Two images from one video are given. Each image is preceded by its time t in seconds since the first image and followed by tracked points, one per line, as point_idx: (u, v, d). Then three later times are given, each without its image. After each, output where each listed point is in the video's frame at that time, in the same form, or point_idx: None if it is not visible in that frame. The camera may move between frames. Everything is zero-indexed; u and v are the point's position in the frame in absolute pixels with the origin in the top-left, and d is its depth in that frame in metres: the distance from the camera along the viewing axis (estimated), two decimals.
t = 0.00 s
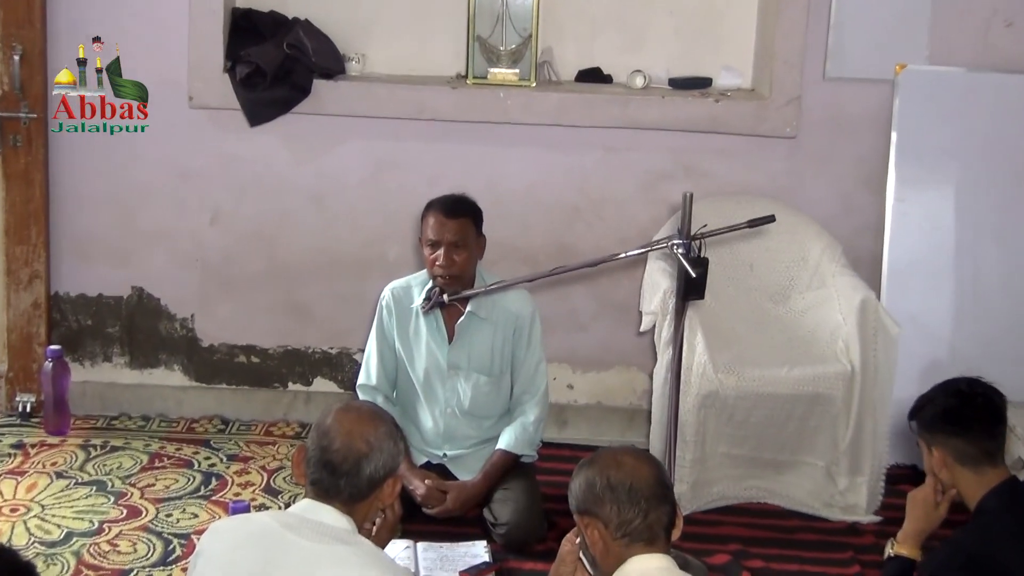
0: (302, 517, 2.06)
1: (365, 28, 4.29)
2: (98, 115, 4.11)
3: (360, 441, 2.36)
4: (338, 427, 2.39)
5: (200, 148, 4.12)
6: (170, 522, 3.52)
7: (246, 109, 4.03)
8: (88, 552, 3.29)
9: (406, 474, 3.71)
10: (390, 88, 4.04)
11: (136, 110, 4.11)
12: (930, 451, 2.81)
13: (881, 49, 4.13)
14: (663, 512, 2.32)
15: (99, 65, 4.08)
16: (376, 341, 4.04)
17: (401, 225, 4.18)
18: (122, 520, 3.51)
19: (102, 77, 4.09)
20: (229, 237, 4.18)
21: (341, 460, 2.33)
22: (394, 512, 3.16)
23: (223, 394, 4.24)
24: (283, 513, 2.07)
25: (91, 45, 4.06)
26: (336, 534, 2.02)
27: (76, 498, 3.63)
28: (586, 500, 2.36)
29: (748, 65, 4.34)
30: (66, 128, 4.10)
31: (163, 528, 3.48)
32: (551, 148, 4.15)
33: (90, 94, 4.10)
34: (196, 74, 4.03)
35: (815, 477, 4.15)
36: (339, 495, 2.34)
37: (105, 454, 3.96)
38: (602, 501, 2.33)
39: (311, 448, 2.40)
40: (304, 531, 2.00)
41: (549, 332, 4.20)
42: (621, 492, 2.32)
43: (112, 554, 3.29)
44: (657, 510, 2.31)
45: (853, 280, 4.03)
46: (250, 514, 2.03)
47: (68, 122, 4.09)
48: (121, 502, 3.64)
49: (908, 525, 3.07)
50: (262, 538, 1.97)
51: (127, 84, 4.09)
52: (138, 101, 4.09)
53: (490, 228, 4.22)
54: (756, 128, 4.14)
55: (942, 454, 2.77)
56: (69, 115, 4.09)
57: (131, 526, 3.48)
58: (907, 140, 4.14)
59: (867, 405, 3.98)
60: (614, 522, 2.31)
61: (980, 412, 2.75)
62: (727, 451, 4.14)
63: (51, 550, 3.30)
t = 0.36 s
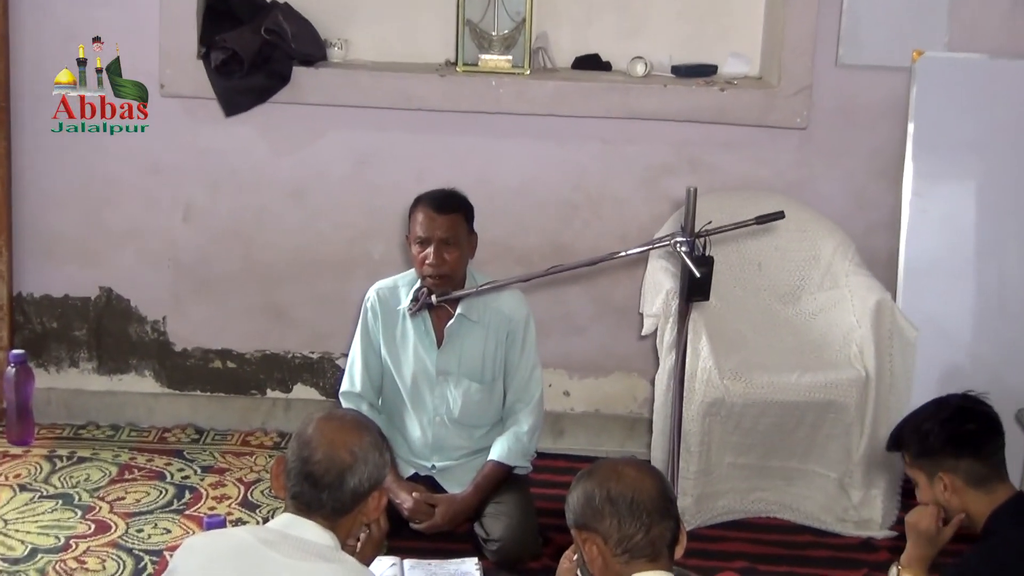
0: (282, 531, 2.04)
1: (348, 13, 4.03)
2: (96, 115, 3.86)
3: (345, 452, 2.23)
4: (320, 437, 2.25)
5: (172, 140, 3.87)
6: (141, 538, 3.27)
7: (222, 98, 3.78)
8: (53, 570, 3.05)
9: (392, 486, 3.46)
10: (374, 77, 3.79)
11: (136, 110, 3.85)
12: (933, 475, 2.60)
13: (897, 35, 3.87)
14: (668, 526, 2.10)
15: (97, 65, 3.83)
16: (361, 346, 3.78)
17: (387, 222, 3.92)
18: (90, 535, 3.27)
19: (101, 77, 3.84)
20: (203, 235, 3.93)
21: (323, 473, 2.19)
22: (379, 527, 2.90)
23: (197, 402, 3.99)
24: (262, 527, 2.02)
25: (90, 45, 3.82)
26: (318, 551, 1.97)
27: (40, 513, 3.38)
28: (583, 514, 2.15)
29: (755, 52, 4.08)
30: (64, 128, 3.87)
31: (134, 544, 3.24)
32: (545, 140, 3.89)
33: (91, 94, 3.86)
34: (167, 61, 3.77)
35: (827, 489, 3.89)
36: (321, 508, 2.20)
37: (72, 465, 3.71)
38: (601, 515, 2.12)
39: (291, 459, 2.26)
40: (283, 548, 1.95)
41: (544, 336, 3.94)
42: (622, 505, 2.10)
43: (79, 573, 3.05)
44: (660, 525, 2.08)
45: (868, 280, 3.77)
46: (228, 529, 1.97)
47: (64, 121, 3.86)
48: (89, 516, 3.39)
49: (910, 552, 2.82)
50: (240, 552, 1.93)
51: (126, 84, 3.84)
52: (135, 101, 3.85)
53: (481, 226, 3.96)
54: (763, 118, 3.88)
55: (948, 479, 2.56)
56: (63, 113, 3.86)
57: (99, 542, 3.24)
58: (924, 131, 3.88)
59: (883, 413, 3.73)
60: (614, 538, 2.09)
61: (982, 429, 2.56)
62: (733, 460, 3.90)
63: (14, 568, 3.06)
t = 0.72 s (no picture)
0: (297, 547, 1.91)
1: None
2: (97, 117, 3.64)
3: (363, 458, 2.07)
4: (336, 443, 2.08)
5: (179, 127, 3.64)
6: (146, 550, 3.05)
7: (231, 83, 3.55)
8: None
9: (414, 496, 3.21)
10: (392, 59, 3.54)
11: (136, 110, 3.63)
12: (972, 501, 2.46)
13: (954, 14, 3.60)
14: (708, 542, 1.98)
15: (98, 65, 3.61)
16: (379, 347, 3.54)
17: (406, 215, 3.68)
18: (92, 547, 3.05)
19: (102, 78, 3.62)
20: (212, 229, 3.70)
21: (340, 481, 2.04)
22: (399, 539, 2.65)
23: (206, 405, 3.76)
24: (274, 540, 1.93)
25: (92, 44, 3.60)
26: (334, 563, 1.89)
27: (40, 523, 3.17)
28: (620, 527, 2.01)
29: (800, 32, 3.81)
30: (65, 130, 3.65)
31: (139, 556, 3.02)
32: (576, 128, 3.64)
33: (90, 94, 3.64)
34: (173, 43, 3.54)
35: (877, 501, 3.66)
36: (339, 520, 2.04)
37: (74, 473, 3.48)
38: (638, 527, 1.98)
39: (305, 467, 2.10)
40: (297, 560, 1.86)
41: (574, 337, 3.70)
42: (661, 519, 1.97)
43: None
44: (701, 540, 1.96)
45: (921, 278, 3.49)
46: (239, 540, 1.89)
47: (64, 123, 3.64)
48: (92, 526, 3.17)
49: None
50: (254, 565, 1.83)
51: (127, 85, 3.62)
52: (137, 102, 3.62)
53: (507, 220, 3.71)
54: (808, 105, 3.61)
55: (987, 504, 2.44)
56: (64, 114, 3.64)
57: (103, 554, 3.03)
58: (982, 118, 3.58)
59: (938, 420, 3.47)
60: (651, 554, 1.96)
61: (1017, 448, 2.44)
62: (777, 469, 3.67)
63: None
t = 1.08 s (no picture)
0: (325, 564, 1.76)
1: None
2: (98, 116, 3.44)
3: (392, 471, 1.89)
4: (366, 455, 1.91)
5: (202, 117, 3.42)
6: (165, 567, 2.82)
7: (258, 70, 3.33)
8: None
9: (449, 508, 2.92)
10: (430, 44, 3.32)
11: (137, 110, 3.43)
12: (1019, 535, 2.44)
13: None
14: (767, 560, 1.77)
15: (99, 65, 3.41)
16: (411, 350, 3.19)
17: (444, 211, 3.45)
18: (106, 564, 2.83)
19: (102, 78, 3.41)
20: (236, 225, 3.48)
21: (371, 494, 1.86)
22: (434, 554, 2.33)
23: (229, 413, 3.53)
24: (299, 558, 1.79)
25: (90, 44, 3.39)
26: None
27: (52, 538, 2.94)
28: (671, 544, 1.81)
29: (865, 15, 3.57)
30: (66, 130, 3.45)
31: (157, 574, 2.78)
32: (625, 118, 3.41)
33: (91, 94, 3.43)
34: (197, 26, 3.32)
35: (946, 515, 3.35)
36: (368, 535, 1.87)
37: (88, 484, 3.26)
38: (690, 544, 1.78)
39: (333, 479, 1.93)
40: None
41: (622, 341, 3.46)
42: (715, 535, 1.76)
43: None
44: (759, 558, 1.75)
45: (994, 278, 3.25)
46: (262, 557, 1.75)
47: (65, 123, 3.44)
48: (107, 542, 2.94)
49: None
50: None
51: (128, 85, 3.41)
52: (138, 103, 3.42)
53: (551, 216, 3.48)
54: (874, 93, 3.39)
55: None
56: (65, 114, 3.43)
57: (119, 570, 2.80)
58: None
59: (1010, 429, 3.17)
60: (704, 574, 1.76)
61: None
62: (836, 482, 3.38)
63: None
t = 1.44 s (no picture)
0: None
1: None
2: (98, 117, 3.22)
3: (397, 483, 1.68)
4: (368, 465, 1.69)
5: (193, 105, 3.20)
6: None
7: (253, 55, 3.11)
8: None
9: (455, 522, 2.65)
10: (437, 26, 3.10)
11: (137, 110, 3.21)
12: None
13: None
14: None
15: (99, 66, 3.19)
16: (416, 354, 2.91)
17: (450, 206, 3.23)
18: None
19: (103, 78, 3.20)
20: (228, 220, 3.26)
21: (373, 507, 1.65)
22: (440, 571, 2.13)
23: (221, 420, 3.32)
24: None
25: (91, 45, 3.17)
26: None
27: (31, 554, 2.72)
28: (692, 560, 1.58)
29: None
30: (66, 130, 3.23)
31: None
32: (644, 106, 3.19)
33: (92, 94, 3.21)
34: (187, 8, 3.10)
35: (988, 532, 3.11)
36: (369, 552, 1.65)
37: (71, 496, 3.04)
38: (715, 560, 1.55)
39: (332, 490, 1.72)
40: None
41: (641, 344, 3.24)
42: (743, 548, 1.54)
43: None
44: None
45: None
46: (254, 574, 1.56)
47: (65, 124, 3.22)
48: (90, 557, 2.72)
49: None
50: None
51: (128, 85, 3.20)
52: (138, 103, 3.21)
53: (565, 211, 3.27)
54: (911, 80, 3.16)
55: None
56: (64, 116, 3.22)
57: None
58: None
59: None
60: None
61: None
62: (870, 495, 3.17)
63: None
